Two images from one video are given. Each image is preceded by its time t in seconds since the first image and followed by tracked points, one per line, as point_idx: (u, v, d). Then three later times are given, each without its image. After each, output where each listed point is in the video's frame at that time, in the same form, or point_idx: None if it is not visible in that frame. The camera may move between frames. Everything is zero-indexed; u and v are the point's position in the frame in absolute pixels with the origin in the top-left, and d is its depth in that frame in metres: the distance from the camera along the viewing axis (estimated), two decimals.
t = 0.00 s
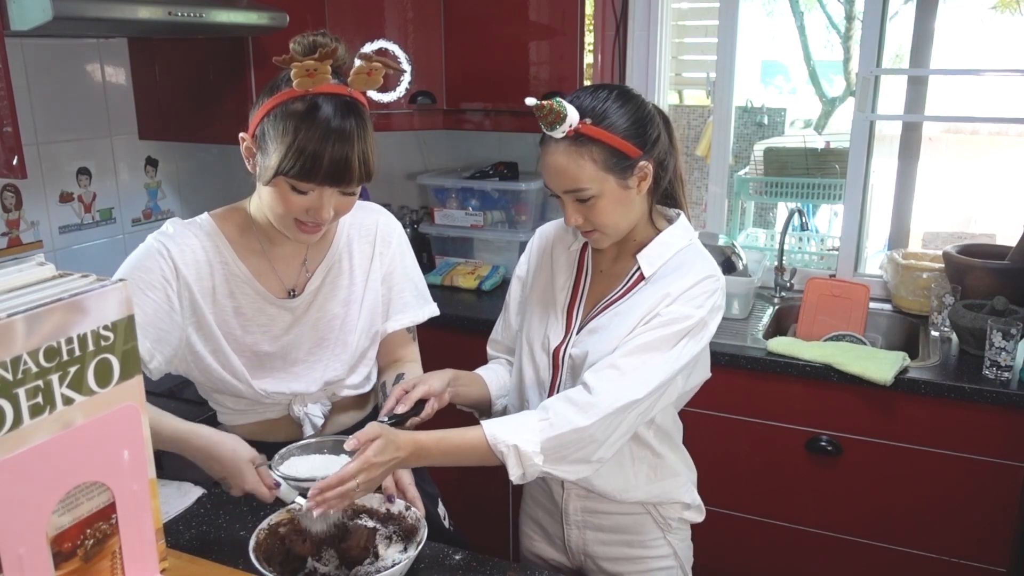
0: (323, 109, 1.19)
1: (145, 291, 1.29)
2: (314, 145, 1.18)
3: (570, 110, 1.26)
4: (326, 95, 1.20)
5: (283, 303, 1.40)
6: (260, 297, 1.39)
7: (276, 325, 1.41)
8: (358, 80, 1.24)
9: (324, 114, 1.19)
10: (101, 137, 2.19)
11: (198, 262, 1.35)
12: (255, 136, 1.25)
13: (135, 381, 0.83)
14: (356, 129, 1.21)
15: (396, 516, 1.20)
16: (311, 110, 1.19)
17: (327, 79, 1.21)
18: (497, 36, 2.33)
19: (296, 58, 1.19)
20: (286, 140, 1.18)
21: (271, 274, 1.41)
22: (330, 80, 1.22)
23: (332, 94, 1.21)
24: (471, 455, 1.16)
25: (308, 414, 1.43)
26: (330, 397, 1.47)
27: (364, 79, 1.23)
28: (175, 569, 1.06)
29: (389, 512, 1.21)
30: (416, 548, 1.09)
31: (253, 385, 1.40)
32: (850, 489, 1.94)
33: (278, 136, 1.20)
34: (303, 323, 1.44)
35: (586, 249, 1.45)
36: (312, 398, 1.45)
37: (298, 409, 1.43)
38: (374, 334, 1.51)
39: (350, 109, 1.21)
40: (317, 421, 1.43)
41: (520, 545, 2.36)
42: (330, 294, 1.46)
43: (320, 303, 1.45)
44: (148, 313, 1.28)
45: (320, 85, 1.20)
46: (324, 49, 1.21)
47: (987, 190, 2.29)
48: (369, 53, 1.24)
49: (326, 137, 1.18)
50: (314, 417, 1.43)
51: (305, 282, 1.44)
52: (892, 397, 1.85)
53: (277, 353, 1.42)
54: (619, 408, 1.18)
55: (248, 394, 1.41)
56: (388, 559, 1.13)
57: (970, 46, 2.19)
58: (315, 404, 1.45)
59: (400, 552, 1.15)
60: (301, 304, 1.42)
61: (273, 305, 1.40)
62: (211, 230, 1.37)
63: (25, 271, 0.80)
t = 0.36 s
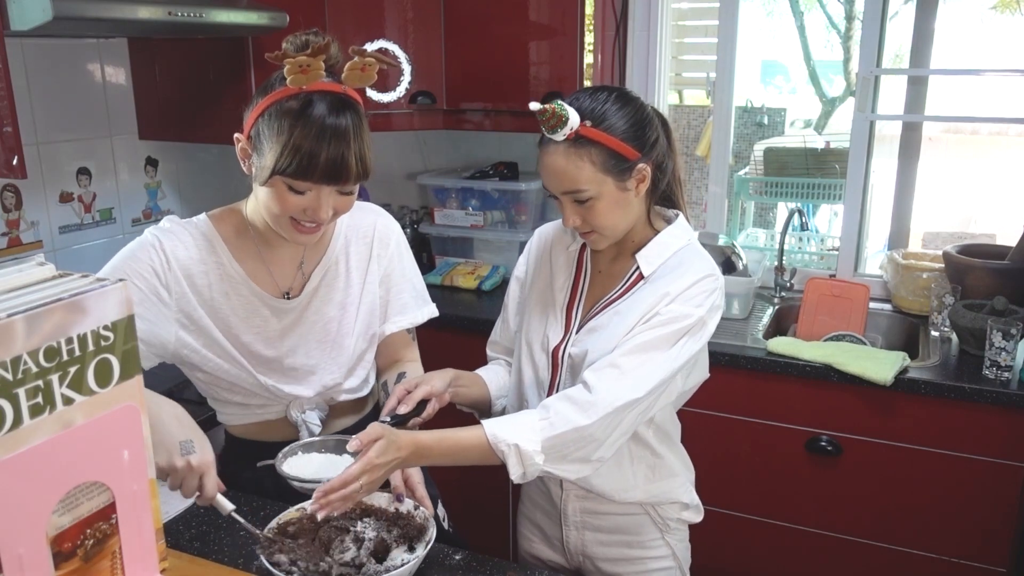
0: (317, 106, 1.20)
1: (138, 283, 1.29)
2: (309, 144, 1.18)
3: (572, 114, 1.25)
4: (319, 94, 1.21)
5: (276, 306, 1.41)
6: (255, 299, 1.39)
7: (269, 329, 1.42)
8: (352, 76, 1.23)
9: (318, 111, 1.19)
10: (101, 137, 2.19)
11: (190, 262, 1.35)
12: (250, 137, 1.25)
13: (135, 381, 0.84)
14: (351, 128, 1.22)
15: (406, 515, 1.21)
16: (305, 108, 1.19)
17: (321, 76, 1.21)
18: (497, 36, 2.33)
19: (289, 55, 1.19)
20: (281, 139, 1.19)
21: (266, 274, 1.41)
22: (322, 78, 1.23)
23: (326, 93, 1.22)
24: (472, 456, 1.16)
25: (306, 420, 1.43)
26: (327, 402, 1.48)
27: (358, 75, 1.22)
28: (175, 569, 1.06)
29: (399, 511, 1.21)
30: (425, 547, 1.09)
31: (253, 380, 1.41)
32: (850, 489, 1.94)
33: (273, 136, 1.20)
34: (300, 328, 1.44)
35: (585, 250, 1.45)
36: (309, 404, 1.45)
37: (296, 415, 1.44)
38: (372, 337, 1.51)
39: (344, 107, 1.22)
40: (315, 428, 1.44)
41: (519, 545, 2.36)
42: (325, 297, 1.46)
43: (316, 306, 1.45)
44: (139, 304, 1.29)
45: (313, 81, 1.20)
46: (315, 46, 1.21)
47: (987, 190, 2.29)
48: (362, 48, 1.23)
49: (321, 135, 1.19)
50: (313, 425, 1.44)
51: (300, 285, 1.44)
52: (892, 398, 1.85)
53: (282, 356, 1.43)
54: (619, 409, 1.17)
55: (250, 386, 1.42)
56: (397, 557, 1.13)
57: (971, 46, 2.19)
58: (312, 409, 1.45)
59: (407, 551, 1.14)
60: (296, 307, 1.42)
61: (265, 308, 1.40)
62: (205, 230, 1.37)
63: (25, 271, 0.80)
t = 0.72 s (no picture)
0: (312, 107, 1.20)
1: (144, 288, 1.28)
2: (305, 144, 1.18)
3: (578, 113, 1.26)
4: (315, 94, 1.21)
5: (279, 307, 1.40)
6: (255, 301, 1.39)
7: (272, 328, 1.41)
8: (347, 77, 1.23)
9: (313, 112, 1.19)
10: (101, 137, 2.19)
11: (193, 264, 1.34)
12: (247, 138, 1.25)
13: (135, 381, 0.83)
14: (347, 128, 1.22)
15: (404, 516, 1.21)
16: (300, 109, 1.19)
17: (316, 77, 1.21)
18: (497, 36, 2.33)
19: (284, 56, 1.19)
20: (277, 140, 1.19)
21: (263, 274, 1.41)
22: (319, 79, 1.23)
23: (321, 93, 1.22)
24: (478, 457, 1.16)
25: (311, 422, 1.43)
26: (328, 401, 1.47)
27: (353, 75, 1.23)
28: (175, 569, 1.06)
29: (397, 512, 1.21)
30: (427, 548, 1.10)
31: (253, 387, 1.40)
32: (850, 489, 1.94)
33: (269, 137, 1.20)
34: (302, 329, 1.44)
35: (586, 250, 1.45)
36: (313, 405, 1.45)
37: (300, 417, 1.44)
38: (372, 334, 1.52)
39: (340, 107, 1.22)
40: (319, 430, 1.44)
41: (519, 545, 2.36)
42: (324, 297, 1.46)
43: (315, 305, 1.45)
44: (145, 312, 1.27)
45: (308, 82, 1.20)
46: (312, 46, 1.21)
47: (987, 190, 2.29)
48: (357, 50, 1.24)
49: (317, 136, 1.19)
50: (317, 427, 1.44)
51: (299, 285, 1.44)
52: (892, 397, 1.85)
53: (283, 358, 1.43)
54: (626, 412, 1.18)
55: (251, 395, 1.42)
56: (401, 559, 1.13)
57: (970, 46, 2.19)
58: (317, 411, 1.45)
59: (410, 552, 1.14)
60: (296, 307, 1.42)
61: (265, 309, 1.40)
62: (203, 234, 1.37)
63: (25, 271, 0.80)
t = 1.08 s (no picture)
0: (311, 103, 1.19)
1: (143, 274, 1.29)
2: (304, 140, 1.18)
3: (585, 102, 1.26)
4: (314, 90, 1.21)
5: (277, 303, 1.41)
6: (255, 297, 1.39)
7: (270, 324, 1.42)
8: (347, 74, 1.24)
9: (312, 108, 1.19)
10: (101, 137, 2.19)
11: (193, 253, 1.35)
12: (247, 134, 1.25)
13: (135, 381, 0.83)
14: (347, 124, 1.22)
15: (405, 514, 1.21)
16: (300, 105, 1.19)
17: (315, 73, 1.21)
18: (497, 36, 2.33)
19: (283, 52, 1.20)
20: (277, 136, 1.19)
21: (263, 273, 1.41)
22: (318, 75, 1.23)
23: (321, 89, 1.22)
24: (482, 459, 1.16)
25: (306, 420, 1.43)
26: (328, 400, 1.47)
27: (352, 71, 1.23)
28: (174, 569, 1.06)
29: (397, 511, 1.21)
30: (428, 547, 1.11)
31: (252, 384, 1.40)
32: (850, 490, 1.94)
33: (268, 133, 1.20)
34: (301, 326, 1.44)
35: (586, 250, 1.45)
36: (310, 403, 1.44)
37: (296, 414, 1.43)
38: (372, 334, 1.51)
39: (339, 104, 1.22)
40: (315, 428, 1.43)
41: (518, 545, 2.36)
42: (324, 296, 1.46)
43: (315, 304, 1.45)
44: (141, 295, 1.29)
45: (306, 79, 1.21)
46: (312, 42, 1.22)
47: (987, 190, 2.29)
48: (356, 46, 1.24)
49: (317, 132, 1.19)
50: (313, 424, 1.43)
51: (300, 283, 1.44)
52: (892, 398, 1.85)
53: (282, 353, 1.43)
54: (630, 415, 1.18)
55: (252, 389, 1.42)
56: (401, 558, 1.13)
57: (971, 46, 2.19)
58: (314, 408, 1.44)
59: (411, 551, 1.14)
60: (296, 305, 1.42)
61: (265, 305, 1.40)
62: (205, 226, 1.38)
63: (25, 271, 0.80)
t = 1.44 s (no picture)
0: (313, 102, 1.20)
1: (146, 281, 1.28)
2: (308, 140, 1.18)
3: (582, 102, 1.26)
4: (316, 90, 1.21)
5: (282, 303, 1.41)
6: (260, 296, 1.39)
7: (275, 326, 1.42)
8: (348, 73, 1.23)
9: (315, 108, 1.19)
10: (101, 137, 2.19)
11: (199, 259, 1.35)
12: (249, 134, 1.25)
13: (135, 382, 0.83)
14: (349, 123, 1.22)
15: (407, 513, 1.22)
16: (302, 105, 1.19)
17: (317, 73, 1.21)
18: (497, 36, 2.33)
19: (285, 52, 1.20)
20: (279, 135, 1.19)
21: (267, 273, 1.41)
22: (320, 75, 1.23)
23: (323, 89, 1.22)
24: (484, 460, 1.16)
25: (311, 422, 1.43)
26: (329, 400, 1.47)
27: (354, 71, 1.23)
28: (174, 569, 1.06)
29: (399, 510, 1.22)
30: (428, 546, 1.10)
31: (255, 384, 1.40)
32: (851, 490, 1.94)
33: (270, 133, 1.20)
34: (307, 325, 1.44)
35: (582, 251, 1.45)
36: (314, 404, 1.44)
37: (301, 415, 1.43)
38: (373, 334, 1.51)
39: (340, 103, 1.22)
40: (320, 429, 1.44)
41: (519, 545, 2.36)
42: (327, 295, 1.46)
43: (318, 302, 1.45)
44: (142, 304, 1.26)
45: (309, 78, 1.21)
46: (314, 41, 1.21)
47: (987, 190, 2.29)
48: (358, 45, 1.24)
49: (319, 131, 1.19)
50: (317, 426, 1.43)
51: (303, 282, 1.44)
52: (892, 397, 1.85)
53: (284, 353, 1.43)
54: (631, 416, 1.17)
55: (254, 390, 1.41)
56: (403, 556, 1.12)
57: (970, 46, 2.19)
58: (318, 408, 1.45)
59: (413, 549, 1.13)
60: (300, 305, 1.43)
61: (272, 304, 1.40)
62: (207, 228, 1.37)
63: (25, 271, 0.80)
